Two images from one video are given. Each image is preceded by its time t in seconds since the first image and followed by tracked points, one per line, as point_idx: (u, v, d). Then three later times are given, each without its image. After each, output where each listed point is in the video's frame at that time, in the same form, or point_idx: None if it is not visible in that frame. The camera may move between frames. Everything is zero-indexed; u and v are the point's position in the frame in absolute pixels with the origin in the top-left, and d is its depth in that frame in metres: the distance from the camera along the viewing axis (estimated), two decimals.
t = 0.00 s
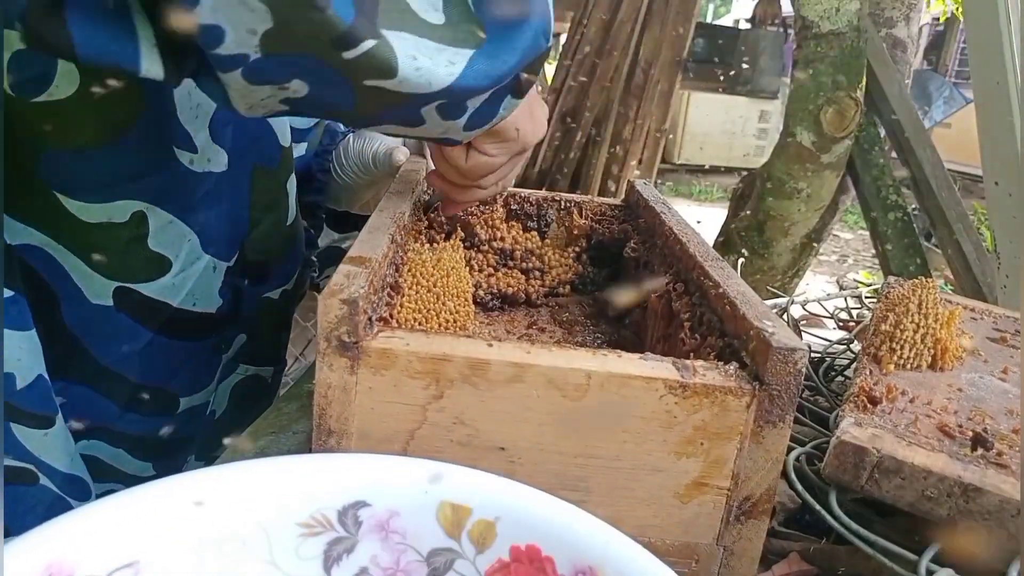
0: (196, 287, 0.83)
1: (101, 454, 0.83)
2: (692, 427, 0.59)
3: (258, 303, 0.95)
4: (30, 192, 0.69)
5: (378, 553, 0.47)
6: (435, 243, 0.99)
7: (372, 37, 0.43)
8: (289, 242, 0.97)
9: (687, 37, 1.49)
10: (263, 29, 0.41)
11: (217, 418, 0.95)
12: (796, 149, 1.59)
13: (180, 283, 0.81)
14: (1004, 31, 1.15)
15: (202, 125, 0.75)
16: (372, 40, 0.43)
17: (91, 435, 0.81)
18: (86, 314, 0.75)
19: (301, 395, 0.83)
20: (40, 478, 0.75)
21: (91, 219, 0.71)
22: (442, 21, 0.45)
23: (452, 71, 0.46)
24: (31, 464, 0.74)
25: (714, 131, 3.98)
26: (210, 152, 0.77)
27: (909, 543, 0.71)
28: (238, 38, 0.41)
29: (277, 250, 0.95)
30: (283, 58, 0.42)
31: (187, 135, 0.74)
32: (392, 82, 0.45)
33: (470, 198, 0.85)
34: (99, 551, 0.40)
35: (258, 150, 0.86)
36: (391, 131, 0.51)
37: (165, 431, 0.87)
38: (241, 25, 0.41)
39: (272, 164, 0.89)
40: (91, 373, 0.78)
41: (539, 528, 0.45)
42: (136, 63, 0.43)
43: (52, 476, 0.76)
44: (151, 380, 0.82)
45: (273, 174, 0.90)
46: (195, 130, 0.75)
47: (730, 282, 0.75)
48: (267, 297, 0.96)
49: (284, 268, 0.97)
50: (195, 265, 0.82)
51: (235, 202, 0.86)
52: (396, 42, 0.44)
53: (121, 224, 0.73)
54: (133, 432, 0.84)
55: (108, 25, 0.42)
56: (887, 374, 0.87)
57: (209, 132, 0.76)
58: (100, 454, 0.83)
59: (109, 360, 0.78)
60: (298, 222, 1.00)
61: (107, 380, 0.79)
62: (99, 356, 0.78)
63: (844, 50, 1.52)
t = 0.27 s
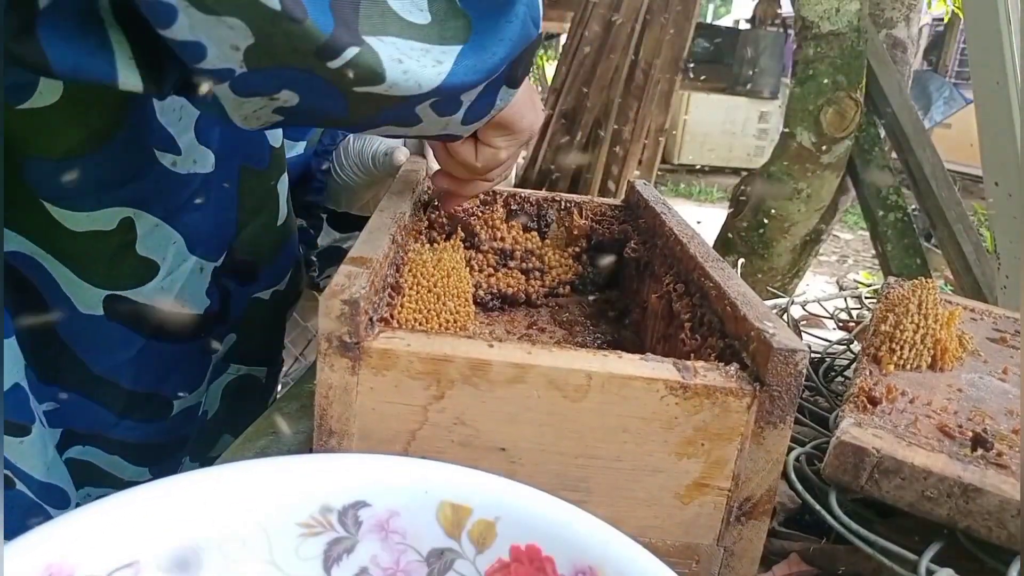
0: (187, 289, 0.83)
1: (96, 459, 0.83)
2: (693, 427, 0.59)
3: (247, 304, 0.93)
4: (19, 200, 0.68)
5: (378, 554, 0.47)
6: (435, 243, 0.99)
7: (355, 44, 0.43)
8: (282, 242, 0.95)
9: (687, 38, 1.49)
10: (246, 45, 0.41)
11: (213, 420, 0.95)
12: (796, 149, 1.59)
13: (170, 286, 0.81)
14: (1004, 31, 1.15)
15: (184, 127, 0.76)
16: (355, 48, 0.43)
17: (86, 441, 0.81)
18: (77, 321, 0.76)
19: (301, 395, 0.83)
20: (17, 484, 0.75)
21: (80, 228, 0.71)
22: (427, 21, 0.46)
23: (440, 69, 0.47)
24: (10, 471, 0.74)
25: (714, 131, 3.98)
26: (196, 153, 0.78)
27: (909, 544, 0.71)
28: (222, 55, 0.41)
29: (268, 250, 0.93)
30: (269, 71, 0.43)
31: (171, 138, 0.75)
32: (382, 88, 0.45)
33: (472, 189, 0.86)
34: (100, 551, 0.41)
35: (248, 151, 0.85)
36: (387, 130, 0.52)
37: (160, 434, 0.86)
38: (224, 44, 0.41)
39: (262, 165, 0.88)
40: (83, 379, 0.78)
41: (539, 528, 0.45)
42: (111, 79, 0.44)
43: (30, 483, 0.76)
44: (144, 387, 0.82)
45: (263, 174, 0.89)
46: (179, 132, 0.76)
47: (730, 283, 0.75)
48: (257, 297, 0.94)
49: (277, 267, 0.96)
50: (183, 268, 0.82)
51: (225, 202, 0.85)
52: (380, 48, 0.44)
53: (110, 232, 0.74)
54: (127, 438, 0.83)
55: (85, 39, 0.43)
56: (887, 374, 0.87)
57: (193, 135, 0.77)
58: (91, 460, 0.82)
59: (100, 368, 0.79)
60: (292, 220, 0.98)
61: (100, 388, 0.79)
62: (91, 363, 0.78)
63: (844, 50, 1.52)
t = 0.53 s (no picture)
0: (186, 290, 0.83)
1: (97, 464, 0.82)
2: (693, 427, 0.59)
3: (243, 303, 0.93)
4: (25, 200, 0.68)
5: (378, 553, 0.47)
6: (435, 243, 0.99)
7: (441, 13, 0.42)
8: (278, 241, 0.96)
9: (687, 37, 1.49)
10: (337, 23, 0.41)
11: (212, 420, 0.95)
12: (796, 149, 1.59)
13: (172, 288, 0.81)
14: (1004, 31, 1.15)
15: (184, 127, 0.74)
16: (443, 18, 0.42)
17: (86, 444, 0.80)
18: (81, 324, 0.75)
19: (301, 395, 0.83)
20: (22, 488, 0.75)
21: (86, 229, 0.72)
22: None
23: (528, 35, 0.44)
24: (14, 475, 0.74)
25: (714, 131, 3.98)
26: (195, 153, 0.77)
27: (910, 544, 0.71)
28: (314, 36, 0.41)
29: (264, 249, 0.93)
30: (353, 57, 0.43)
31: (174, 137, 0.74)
32: (470, 58, 0.44)
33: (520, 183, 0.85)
34: (100, 551, 0.40)
35: (243, 151, 0.85)
36: (470, 117, 0.50)
37: (159, 435, 0.86)
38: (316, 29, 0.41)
39: (258, 165, 0.88)
40: (88, 384, 0.78)
41: (539, 528, 0.45)
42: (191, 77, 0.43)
43: (35, 486, 0.76)
44: (147, 389, 0.83)
45: (258, 172, 0.89)
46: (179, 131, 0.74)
47: (730, 283, 0.75)
48: (255, 296, 0.94)
49: (273, 267, 0.96)
50: (184, 268, 0.82)
51: (224, 203, 0.85)
52: (467, 17, 0.43)
53: (115, 235, 0.74)
54: (129, 443, 0.83)
55: (168, 36, 0.43)
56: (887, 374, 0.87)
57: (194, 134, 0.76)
58: (89, 462, 0.81)
59: (104, 373, 0.78)
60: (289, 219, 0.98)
61: (105, 393, 0.79)
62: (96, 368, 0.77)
63: (845, 50, 1.52)
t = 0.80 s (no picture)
0: (188, 290, 0.83)
1: (98, 467, 0.82)
2: (692, 425, 0.59)
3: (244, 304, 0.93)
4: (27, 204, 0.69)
5: (378, 554, 0.47)
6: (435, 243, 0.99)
7: (435, 48, 0.47)
8: (280, 241, 0.96)
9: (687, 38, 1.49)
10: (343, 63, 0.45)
11: (213, 419, 0.95)
12: (796, 148, 1.59)
13: (173, 288, 0.81)
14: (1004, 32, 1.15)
15: (188, 129, 0.75)
16: (436, 51, 0.47)
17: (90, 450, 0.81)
18: (86, 331, 0.75)
19: (301, 394, 0.83)
20: (29, 490, 0.75)
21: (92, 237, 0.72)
22: (476, 15, 0.49)
23: (504, 54, 0.50)
24: (21, 477, 0.74)
25: (714, 131, 3.98)
26: (202, 153, 0.78)
27: (909, 543, 0.71)
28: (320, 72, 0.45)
29: (266, 250, 0.93)
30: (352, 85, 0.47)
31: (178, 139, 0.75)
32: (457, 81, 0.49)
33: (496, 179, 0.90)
34: (100, 551, 0.40)
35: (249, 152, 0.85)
36: (439, 125, 0.56)
37: (166, 443, 0.86)
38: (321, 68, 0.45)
39: (262, 165, 0.87)
40: (92, 391, 0.78)
41: (539, 529, 0.45)
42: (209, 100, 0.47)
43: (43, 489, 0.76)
44: (152, 392, 0.82)
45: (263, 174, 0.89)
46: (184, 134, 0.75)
47: (729, 281, 0.75)
48: (257, 297, 0.94)
49: (274, 268, 0.96)
50: (186, 268, 0.82)
51: (228, 203, 0.85)
52: (454, 46, 0.48)
53: (122, 239, 0.74)
54: (134, 447, 0.83)
55: (183, 64, 0.46)
56: (887, 374, 0.87)
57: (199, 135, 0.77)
58: (93, 468, 0.82)
59: (108, 378, 0.78)
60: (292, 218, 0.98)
61: (110, 399, 0.79)
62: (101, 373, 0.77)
63: (844, 50, 1.52)
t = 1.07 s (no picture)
0: (180, 290, 0.81)
1: (91, 467, 0.82)
2: (692, 427, 0.59)
3: (244, 307, 0.92)
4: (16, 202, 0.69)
5: (378, 554, 0.47)
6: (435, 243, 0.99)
7: (329, 85, 0.49)
8: (279, 240, 0.93)
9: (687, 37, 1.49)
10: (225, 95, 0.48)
11: (213, 419, 0.95)
12: (795, 149, 1.59)
13: (163, 288, 0.79)
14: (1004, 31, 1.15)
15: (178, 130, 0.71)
16: (330, 89, 0.49)
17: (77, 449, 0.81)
18: (72, 327, 0.75)
19: (301, 395, 0.83)
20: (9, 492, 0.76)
21: (70, 231, 0.71)
22: (399, 45, 0.53)
23: (412, 96, 0.54)
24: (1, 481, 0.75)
25: (714, 131, 3.98)
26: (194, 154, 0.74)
27: (910, 543, 0.71)
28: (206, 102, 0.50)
29: (267, 246, 0.91)
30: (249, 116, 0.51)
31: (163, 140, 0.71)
32: (357, 119, 0.52)
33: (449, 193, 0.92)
34: (100, 551, 0.40)
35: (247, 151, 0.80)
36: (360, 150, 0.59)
37: (158, 436, 0.87)
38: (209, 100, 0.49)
39: (262, 165, 0.82)
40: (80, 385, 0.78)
41: (539, 528, 0.45)
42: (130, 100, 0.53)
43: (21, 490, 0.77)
44: (140, 385, 0.82)
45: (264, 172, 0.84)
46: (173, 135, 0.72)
47: (729, 282, 0.75)
48: (256, 297, 0.93)
49: (272, 267, 0.94)
50: (177, 267, 0.80)
51: (225, 202, 0.81)
52: (353, 83, 0.51)
53: (99, 237, 0.72)
54: (128, 441, 0.84)
55: (57, 85, 0.63)
56: (887, 374, 0.87)
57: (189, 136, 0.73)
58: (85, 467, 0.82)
59: (94, 370, 0.78)
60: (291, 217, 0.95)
61: (96, 391, 0.79)
62: (84, 365, 0.77)
63: (844, 50, 1.52)
